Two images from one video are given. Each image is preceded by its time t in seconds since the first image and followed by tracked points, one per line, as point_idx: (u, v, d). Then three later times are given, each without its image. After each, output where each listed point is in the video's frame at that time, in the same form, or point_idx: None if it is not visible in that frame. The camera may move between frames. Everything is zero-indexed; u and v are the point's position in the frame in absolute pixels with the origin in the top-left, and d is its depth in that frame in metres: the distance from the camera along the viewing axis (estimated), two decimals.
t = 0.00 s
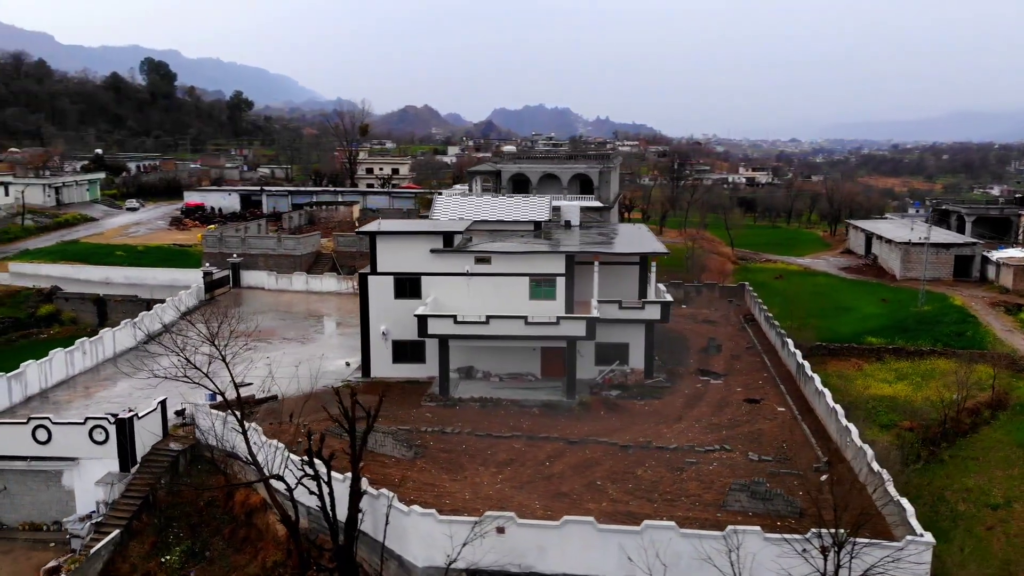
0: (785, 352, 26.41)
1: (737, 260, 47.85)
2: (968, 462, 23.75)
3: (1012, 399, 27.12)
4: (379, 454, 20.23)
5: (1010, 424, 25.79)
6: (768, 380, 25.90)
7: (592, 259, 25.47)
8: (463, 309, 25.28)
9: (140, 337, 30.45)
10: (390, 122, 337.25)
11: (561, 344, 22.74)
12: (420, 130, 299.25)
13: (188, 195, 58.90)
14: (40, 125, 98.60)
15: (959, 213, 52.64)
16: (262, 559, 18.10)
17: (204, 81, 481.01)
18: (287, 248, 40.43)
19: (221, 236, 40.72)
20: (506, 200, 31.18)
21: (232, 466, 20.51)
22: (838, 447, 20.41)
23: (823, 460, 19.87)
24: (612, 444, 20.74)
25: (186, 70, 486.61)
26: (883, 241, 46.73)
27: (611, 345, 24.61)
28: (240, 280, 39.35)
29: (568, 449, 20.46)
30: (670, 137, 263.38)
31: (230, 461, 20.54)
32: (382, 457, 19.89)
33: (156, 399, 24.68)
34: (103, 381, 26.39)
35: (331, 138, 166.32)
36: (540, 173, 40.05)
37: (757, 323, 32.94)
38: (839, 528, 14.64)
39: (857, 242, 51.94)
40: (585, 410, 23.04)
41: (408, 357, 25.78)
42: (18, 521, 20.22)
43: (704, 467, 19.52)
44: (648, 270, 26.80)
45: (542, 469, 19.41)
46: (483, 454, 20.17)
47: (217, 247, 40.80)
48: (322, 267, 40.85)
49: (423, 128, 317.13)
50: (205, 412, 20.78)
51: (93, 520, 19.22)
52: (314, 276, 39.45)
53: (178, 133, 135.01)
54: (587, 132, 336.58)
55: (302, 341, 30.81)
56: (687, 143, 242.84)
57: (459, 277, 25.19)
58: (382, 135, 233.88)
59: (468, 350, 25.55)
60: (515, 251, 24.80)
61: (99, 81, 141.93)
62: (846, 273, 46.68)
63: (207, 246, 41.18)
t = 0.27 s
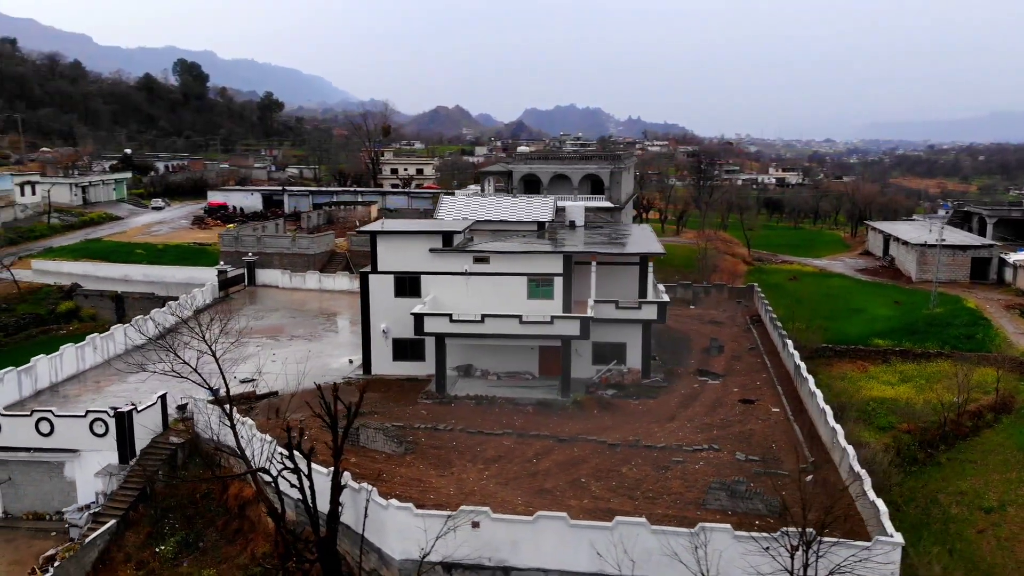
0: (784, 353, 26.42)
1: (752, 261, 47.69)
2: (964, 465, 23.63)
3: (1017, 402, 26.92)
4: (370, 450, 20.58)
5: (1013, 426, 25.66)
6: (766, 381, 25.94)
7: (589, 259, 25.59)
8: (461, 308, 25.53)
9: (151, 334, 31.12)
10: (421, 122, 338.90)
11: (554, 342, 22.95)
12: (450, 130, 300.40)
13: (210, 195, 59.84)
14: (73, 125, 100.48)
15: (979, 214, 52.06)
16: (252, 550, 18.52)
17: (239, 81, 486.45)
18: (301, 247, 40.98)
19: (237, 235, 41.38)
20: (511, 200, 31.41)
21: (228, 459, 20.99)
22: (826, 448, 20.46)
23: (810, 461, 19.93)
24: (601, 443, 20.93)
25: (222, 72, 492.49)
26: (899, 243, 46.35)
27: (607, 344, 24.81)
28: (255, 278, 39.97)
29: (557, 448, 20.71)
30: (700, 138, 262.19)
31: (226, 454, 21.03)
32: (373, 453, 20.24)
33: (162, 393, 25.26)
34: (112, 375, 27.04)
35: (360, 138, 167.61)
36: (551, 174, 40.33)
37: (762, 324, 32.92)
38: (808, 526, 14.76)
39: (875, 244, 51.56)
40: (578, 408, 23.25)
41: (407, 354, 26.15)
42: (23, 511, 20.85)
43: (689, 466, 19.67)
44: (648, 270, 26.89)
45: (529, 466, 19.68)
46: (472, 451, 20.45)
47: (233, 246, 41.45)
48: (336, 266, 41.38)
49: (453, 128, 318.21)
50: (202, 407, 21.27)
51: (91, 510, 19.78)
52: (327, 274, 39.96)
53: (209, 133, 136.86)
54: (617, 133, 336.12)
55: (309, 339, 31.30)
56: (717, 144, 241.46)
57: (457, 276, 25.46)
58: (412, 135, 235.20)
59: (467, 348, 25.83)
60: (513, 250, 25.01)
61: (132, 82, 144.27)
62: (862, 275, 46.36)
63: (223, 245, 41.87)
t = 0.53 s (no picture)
0: (786, 354, 26.41)
1: (770, 263, 47.50)
2: (965, 468, 23.48)
3: None
4: (365, 445, 20.96)
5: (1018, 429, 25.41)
6: (766, 382, 25.96)
7: (590, 259, 25.77)
8: (463, 307, 25.84)
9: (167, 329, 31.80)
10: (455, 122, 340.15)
11: (551, 341, 23.18)
12: (484, 131, 301.26)
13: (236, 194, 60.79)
14: (109, 126, 102.48)
15: (1004, 216, 51.33)
16: (246, 541, 18.97)
17: (276, 82, 491.63)
18: (319, 246, 41.59)
19: (256, 234, 42.07)
20: (519, 200, 31.69)
21: (228, 453, 21.48)
22: (818, 449, 20.47)
23: (800, 462, 19.97)
24: (594, 441, 21.14)
25: (259, 72, 498.21)
26: (920, 244, 45.89)
27: (606, 344, 24.99)
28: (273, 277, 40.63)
29: (549, 445, 20.95)
30: (734, 138, 260.37)
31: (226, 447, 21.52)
32: (367, 449, 20.62)
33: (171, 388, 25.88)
34: (125, 370, 27.73)
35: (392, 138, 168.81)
36: (565, 174, 40.57)
37: (771, 326, 32.87)
38: (781, 524, 14.86)
39: (897, 246, 51.05)
40: (575, 407, 23.47)
41: (410, 352, 26.52)
42: (32, 501, 21.51)
43: (678, 464, 19.80)
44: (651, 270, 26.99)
45: (519, 462, 19.94)
46: (465, 448, 20.75)
47: (253, 245, 42.16)
48: (353, 265, 41.93)
49: (487, 128, 319.09)
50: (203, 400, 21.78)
51: (94, 500, 20.35)
52: (343, 273, 40.52)
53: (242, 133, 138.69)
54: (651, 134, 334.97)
55: (320, 336, 31.82)
56: (751, 145, 239.62)
57: (460, 275, 25.77)
58: (444, 135, 236.25)
59: (469, 347, 26.14)
60: (514, 250, 25.27)
61: (169, 83, 146.65)
62: (881, 276, 45.96)
63: (243, 244, 42.59)
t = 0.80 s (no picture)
0: (789, 354, 26.40)
1: (790, 263, 47.25)
2: (967, 471, 23.26)
3: None
4: (362, 440, 21.38)
5: None
6: (769, 383, 25.98)
7: (593, 258, 25.94)
8: (467, 304, 26.17)
9: (184, 325, 32.51)
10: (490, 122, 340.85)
11: (550, 340, 23.41)
12: (518, 131, 301.63)
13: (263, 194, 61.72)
14: (146, 125, 104.37)
15: None
16: (243, 532, 19.47)
17: (314, 83, 496.40)
18: (338, 245, 42.16)
19: (276, 233, 42.69)
20: (529, 200, 31.94)
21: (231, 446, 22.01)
22: (811, 449, 20.49)
23: (792, 462, 20.02)
24: (588, 438, 21.35)
25: (298, 72, 503.28)
26: (942, 246, 45.35)
27: (608, 343, 25.19)
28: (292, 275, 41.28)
29: (543, 441, 21.19)
30: (770, 138, 258.01)
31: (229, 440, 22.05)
32: (364, 443, 21.02)
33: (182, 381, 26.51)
34: (140, 364, 28.43)
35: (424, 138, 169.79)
36: (580, 175, 40.76)
37: (782, 327, 32.81)
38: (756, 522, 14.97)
39: (922, 247, 50.47)
40: (573, 405, 23.69)
41: (415, 350, 26.92)
42: (44, 489, 22.20)
43: (669, 463, 19.95)
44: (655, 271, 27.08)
45: (512, 458, 20.20)
46: (460, 443, 21.07)
47: (273, 244, 42.82)
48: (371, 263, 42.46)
49: (521, 128, 319.42)
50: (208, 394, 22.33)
51: (99, 489, 20.95)
52: (361, 271, 41.06)
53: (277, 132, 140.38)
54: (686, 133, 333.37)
55: (333, 333, 32.34)
56: (787, 145, 237.29)
57: (463, 274, 26.11)
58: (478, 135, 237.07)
59: (473, 345, 26.48)
60: (517, 249, 25.52)
61: (205, 84, 148.86)
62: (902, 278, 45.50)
63: (264, 243, 43.25)
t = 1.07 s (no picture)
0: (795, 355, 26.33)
1: (813, 264, 46.91)
2: (970, 474, 23.02)
3: None
4: (362, 435, 21.78)
5: None
6: (773, 384, 25.96)
7: (598, 257, 26.09)
8: (473, 302, 26.48)
9: (203, 321, 33.23)
10: (528, 122, 340.68)
11: (550, 338, 23.64)
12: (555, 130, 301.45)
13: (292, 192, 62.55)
14: (183, 125, 106.22)
15: None
16: (242, 522, 19.94)
17: (354, 82, 500.43)
18: (358, 243, 42.72)
19: (299, 231, 43.46)
20: (541, 199, 32.19)
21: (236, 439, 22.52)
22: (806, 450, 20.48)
23: (785, 462, 20.03)
24: (584, 436, 21.54)
25: (338, 72, 507.73)
26: (968, 247, 44.66)
27: (611, 342, 25.35)
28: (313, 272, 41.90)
29: (539, 438, 21.43)
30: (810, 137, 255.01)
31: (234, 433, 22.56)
32: (363, 438, 21.42)
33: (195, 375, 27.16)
34: (156, 358, 29.16)
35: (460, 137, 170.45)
36: (597, 174, 41.40)
37: (795, 327, 32.68)
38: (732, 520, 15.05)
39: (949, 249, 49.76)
40: (574, 402, 23.89)
41: (423, 346, 27.30)
42: (57, 479, 22.92)
43: (661, 461, 20.08)
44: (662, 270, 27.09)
45: (506, 454, 20.47)
46: (458, 439, 21.37)
47: (295, 242, 43.57)
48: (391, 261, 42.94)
49: (558, 127, 319.19)
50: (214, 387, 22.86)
51: (106, 479, 21.58)
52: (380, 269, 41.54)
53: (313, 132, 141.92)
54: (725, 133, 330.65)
55: (347, 330, 32.84)
56: (827, 144, 234.32)
57: (469, 272, 26.42)
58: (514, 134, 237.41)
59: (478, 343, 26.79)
60: (521, 248, 25.76)
61: (244, 84, 150.98)
62: (926, 279, 44.90)
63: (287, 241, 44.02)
